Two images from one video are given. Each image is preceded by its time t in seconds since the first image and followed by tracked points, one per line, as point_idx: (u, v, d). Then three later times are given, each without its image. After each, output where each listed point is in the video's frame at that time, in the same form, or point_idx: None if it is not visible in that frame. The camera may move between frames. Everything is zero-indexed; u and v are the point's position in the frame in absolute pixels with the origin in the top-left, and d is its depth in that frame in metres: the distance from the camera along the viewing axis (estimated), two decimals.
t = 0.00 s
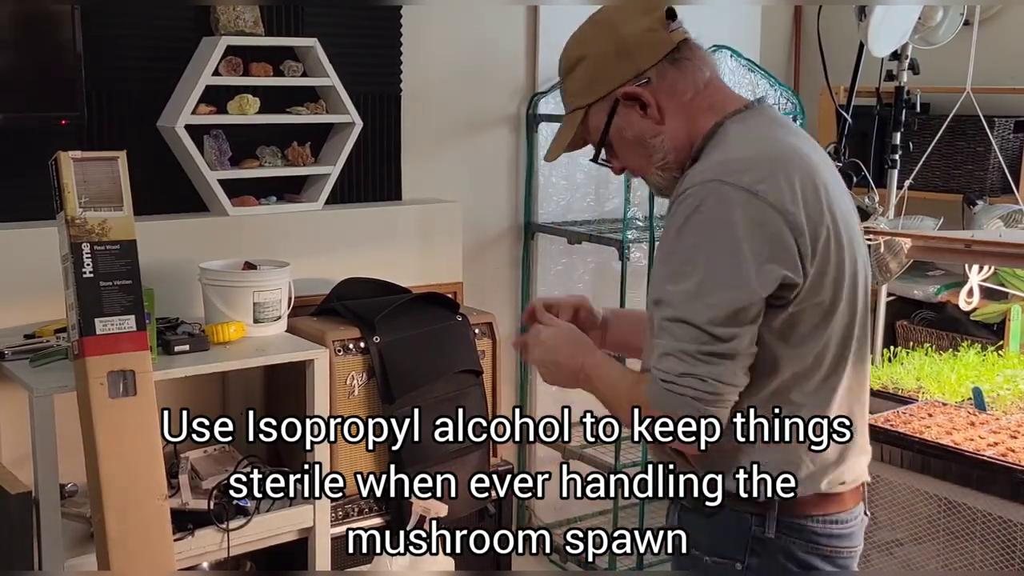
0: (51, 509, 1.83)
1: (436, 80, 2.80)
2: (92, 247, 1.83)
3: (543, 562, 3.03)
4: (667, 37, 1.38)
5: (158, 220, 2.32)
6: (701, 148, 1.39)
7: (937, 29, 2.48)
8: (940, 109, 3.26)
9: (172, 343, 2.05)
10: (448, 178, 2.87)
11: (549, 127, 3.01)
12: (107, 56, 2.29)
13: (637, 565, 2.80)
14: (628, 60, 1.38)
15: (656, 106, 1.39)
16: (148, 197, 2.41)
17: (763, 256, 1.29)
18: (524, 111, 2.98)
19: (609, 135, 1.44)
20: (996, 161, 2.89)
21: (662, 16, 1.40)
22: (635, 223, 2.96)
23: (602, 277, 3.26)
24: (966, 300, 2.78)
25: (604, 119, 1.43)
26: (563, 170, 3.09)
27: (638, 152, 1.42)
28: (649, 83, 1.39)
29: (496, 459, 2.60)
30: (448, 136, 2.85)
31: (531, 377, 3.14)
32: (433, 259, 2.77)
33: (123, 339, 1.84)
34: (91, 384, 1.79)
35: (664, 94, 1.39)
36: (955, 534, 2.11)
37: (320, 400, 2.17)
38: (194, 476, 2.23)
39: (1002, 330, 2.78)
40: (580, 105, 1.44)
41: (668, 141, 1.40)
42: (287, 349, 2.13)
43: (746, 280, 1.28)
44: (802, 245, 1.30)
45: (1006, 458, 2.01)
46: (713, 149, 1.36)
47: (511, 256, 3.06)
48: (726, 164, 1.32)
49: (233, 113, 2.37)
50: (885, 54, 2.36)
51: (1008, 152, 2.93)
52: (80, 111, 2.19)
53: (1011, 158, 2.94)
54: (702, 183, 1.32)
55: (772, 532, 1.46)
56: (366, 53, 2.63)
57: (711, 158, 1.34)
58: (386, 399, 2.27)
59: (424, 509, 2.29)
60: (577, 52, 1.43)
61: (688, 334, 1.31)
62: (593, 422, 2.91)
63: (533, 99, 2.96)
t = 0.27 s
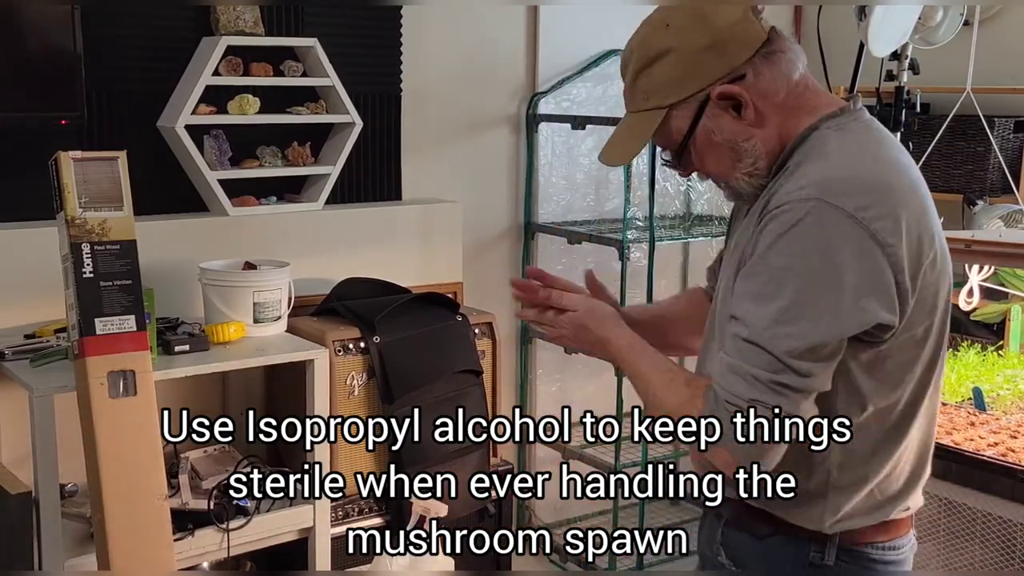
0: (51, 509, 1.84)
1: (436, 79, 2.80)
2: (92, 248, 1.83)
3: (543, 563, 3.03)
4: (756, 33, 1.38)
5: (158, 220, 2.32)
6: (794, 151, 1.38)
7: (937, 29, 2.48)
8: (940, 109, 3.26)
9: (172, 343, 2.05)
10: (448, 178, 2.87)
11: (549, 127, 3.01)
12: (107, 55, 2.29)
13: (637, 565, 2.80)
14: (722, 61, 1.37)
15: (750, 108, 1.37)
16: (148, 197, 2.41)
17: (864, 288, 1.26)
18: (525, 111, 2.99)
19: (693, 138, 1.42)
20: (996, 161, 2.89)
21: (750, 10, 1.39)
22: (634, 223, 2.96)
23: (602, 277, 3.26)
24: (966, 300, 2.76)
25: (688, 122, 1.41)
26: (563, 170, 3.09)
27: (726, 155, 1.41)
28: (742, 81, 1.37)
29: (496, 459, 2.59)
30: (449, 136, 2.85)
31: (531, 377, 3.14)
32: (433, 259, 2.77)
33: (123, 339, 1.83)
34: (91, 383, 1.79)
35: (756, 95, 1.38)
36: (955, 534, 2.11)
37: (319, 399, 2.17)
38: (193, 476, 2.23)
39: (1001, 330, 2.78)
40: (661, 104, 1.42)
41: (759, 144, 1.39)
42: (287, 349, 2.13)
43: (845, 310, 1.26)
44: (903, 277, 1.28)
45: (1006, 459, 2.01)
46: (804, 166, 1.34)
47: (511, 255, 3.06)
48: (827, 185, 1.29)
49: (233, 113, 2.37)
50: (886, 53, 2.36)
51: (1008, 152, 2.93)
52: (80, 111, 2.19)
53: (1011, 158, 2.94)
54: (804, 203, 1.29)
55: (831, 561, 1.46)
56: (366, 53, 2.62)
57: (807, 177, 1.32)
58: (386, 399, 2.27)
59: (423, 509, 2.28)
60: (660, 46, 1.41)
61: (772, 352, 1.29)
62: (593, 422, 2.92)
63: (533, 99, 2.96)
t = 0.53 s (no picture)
0: (51, 509, 1.84)
1: (436, 79, 2.80)
2: (92, 248, 1.83)
3: (543, 563, 3.03)
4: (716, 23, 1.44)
5: (158, 220, 2.32)
6: (745, 134, 1.45)
7: (937, 29, 2.48)
8: (940, 109, 3.26)
9: (172, 343, 2.05)
10: (448, 178, 2.87)
11: (549, 126, 3.01)
12: (107, 55, 2.29)
13: (637, 565, 2.81)
14: (683, 47, 1.42)
15: (704, 91, 1.43)
16: (147, 197, 2.41)
17: (870, 239, 1.28)
18: (525, 111, 2.99)
19: (650, 119, 1.47)
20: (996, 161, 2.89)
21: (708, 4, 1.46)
22: (634, 223, 2.96)
23: (602, 277, 3.26)
24: (965, 300, 2.81)
25: (649, 100, 1.45)
26: (563, 170, 3.09)
27: (680, 135, 1.46)
28: (700, 66, 1.44)
29: (496, 459, 2.59)
30: (449, 136, 2.85)
31: (531, 377, 3.14)
32: (433, 259, 2.77)
33: (123, 339, 1.83)
34: (91, 383, 1.79)
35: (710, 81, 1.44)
36: (955, 534, 2.11)
37: (319, 400, 2.17)
38: (194, 476, 2.23)
39: (1001, 330, 2.77)
40: (625, 82, 1.45)
41: (712, 125, 1.45)
42: (287, 349, 2.13)
43: (864, 268, 1.26)
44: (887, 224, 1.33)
45: (1007, 459, 2.01)
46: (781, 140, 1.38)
47: (511, 255, 3.06)
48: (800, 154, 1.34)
49: (233, 113, 2.37)
50: (885, 54, 2.35)
51: (1008, 152, 2.93)
52: (80, 111, 2.19)
53: (1011, 158, 2.94)
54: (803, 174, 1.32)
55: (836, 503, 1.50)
56: (366, 53, 2.62)
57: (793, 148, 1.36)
58: (386, 399, 2.27)
59: (423, 509, 2.28)
60: (627, 28, 1.45)
61: (809, 335, 1.29)
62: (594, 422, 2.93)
63: (533, 99, 2.96)
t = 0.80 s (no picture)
0: (51, 509, 1.84)
1: (436, 79, 2.80)
2: (92, 248, 1.83)
3: (543, 563, 3.04)
4: None
5: (157, 220, 2.32)
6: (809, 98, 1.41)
7: (937, 29, 2.48)
8: (940, 109, 3.26)
9: (172, 343, 2.05)
10: (448, 178, 2.87)
11: (549, 126, 3.02)
12: (107, 54, 2.29)
13: (636, 564, 2.81)
14: (733, 30, 1.35)
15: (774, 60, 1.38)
16: (147, 197, 2.41)
17: (954, 223, 1.27)
18: (524, 111, 2.99)
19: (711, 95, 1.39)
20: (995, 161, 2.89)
21: None
22: (634, 223, 2.97)
23: (602, 277, 3.26)
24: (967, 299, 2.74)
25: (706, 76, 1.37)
26: (563, 170, 3.09)
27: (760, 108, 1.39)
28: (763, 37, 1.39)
29: (496, 459, 2.59)
30: (449, 136, 2.85)
31: (531, 377, 3.14)
32: (433, 259, 2.77)
33: (123, 339, 1.83)
34: (91, 384, 1.79)
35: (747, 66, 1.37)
36: (955, 534, 2.12)
37: (319, 400, 2.17)
38: (193, 476, 2.23)
39: (1001, 330, 2.77)
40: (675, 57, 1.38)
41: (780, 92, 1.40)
42: (287, 349, 2.13)
43: (954, 251, 1.25)
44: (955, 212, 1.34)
45: (1006, 459, 2.01)
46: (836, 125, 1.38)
47: (511, 255, 3.06)
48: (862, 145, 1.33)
49: (233, 113, 2.37)
50: (886, 54, 2.35)
51: (1008, 152, 2.93)
52: (80, 111, 2.19)
53: (1010, 158, 2.94)
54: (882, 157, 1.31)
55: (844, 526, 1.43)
56: (366, 53, 2.62)
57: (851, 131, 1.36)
58: (386, 399, 2.27)
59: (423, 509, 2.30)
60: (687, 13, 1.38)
61: (910, 329, 1.25)
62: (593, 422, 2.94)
63: (533, 99, 2.96)
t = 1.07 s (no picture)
0: (51, 508, 1.84)
1: (436, 79, 2.80)
2: (92, 248, 1.83)
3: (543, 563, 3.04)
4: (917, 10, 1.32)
5: (157, 220, 2.32)
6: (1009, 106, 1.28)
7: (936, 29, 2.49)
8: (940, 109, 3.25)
9: (172, 343, 2.05)
10: (448, 178, 2.87)
11: (549, 127, 3.02)
12: (106, 55, 2.29)
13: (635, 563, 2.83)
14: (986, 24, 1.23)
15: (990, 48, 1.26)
16: (146, 197, 2.41)
17: None
18: (524, 111, 2.99)
19: None
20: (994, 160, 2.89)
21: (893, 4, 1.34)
22: (634, 223, 2.97)
23: (602, 277, 3.26)
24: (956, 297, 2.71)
25: None
26: (563, 170, 3.09)
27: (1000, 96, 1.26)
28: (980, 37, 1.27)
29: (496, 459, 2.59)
30: (448, 136, 2.85)
31: (531, 377, 3.14)
32: (432, 259, 2.77)
33: (123, 339, 1.83)
34: (91, 384, 1.79)
35: None
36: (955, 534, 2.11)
37: (319, 401, 2.17)
38: (193, 476, 2.23)
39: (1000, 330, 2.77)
40: None
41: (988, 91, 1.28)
42: (287, 349, 2.13)
43: None
44: None
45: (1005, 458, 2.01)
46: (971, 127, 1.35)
47: (511, 256, 3.06)
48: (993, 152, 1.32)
49: (233, 113, 2.37)
50: (884, 53, 2.36)
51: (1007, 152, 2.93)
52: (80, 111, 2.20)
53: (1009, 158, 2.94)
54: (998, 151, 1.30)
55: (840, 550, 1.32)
56: (367, 53, 2.62)
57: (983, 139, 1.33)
58: (386, 399, 2.27)
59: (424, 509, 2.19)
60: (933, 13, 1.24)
61: None
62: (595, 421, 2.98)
63: (533, 99, 2.97)
